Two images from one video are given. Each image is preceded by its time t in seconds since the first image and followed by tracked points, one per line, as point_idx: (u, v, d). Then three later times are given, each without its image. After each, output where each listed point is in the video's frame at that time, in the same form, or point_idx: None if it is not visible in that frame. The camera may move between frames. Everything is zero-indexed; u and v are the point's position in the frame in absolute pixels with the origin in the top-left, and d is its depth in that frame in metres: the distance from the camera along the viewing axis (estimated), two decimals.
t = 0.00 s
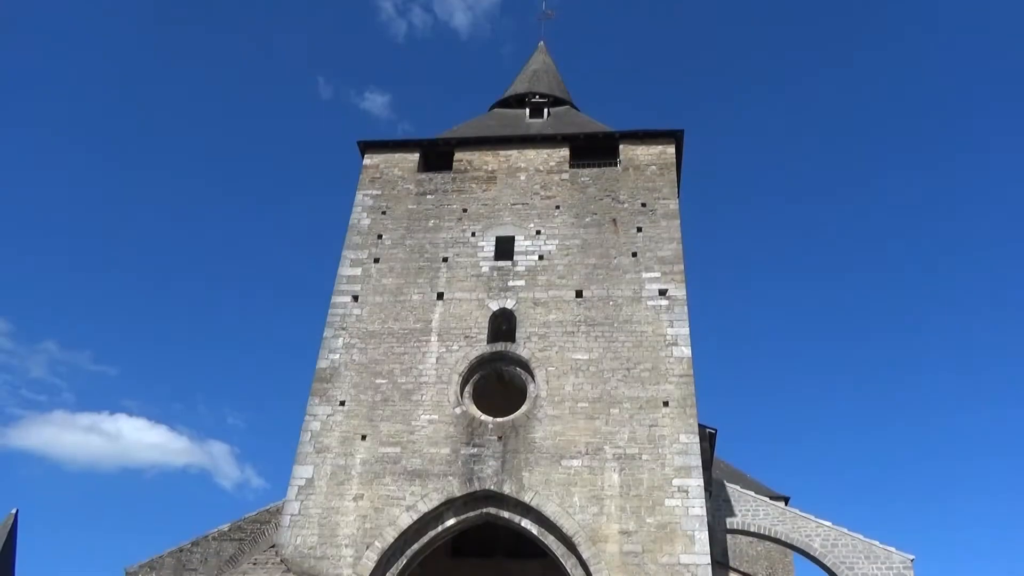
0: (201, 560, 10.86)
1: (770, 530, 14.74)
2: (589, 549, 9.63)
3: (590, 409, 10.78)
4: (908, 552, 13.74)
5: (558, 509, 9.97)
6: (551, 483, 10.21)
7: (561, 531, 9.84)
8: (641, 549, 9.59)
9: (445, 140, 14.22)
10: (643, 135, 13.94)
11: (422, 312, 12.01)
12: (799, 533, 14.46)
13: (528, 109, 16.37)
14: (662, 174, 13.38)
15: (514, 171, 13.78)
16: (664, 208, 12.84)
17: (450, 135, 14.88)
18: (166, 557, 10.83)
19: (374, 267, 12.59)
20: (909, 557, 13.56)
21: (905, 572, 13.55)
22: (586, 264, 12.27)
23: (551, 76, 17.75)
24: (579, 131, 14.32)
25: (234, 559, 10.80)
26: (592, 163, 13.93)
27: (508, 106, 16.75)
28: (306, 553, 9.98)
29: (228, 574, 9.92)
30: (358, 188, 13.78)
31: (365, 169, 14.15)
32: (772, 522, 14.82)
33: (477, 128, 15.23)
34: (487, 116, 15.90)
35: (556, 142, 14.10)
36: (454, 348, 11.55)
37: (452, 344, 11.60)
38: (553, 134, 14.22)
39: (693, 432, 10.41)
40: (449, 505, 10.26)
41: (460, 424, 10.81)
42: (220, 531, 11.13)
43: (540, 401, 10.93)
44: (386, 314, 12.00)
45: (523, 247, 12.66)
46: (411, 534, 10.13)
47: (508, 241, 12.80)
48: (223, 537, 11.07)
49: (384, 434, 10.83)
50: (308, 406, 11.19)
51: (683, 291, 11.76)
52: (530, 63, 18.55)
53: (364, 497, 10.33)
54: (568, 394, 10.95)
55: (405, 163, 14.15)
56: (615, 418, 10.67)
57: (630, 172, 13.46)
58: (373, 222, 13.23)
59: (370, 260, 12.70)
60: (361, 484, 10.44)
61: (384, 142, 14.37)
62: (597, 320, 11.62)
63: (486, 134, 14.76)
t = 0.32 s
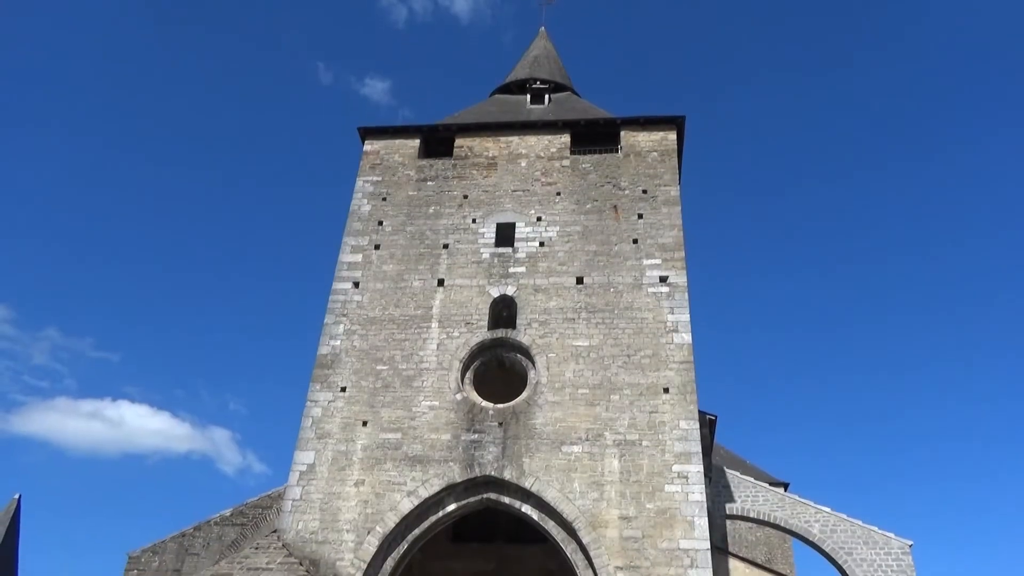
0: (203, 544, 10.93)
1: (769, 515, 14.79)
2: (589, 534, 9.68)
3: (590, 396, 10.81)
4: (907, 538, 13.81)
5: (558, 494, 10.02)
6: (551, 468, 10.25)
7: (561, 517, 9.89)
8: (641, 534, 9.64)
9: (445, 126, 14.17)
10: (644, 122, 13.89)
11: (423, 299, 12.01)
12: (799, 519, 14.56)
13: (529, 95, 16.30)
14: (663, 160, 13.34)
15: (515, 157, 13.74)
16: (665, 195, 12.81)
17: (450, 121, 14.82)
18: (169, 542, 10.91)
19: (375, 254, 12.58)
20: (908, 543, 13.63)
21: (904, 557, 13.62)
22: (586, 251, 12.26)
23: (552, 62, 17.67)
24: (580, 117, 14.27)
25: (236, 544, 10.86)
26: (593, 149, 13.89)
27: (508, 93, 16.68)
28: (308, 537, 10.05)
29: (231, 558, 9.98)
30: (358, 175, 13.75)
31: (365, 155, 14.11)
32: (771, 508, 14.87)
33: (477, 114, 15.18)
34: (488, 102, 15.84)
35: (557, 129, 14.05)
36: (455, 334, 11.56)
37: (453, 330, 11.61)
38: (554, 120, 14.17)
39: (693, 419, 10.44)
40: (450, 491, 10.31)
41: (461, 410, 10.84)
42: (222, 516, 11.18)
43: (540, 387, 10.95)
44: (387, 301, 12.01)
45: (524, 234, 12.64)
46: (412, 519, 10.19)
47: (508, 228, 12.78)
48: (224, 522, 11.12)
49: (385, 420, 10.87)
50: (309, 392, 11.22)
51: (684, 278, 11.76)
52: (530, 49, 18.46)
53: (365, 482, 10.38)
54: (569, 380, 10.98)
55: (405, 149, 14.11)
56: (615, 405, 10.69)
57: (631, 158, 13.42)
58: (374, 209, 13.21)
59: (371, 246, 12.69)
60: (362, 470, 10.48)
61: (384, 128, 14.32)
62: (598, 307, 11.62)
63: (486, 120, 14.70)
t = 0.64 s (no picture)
0: (209, 517, 11.04)
1: (769, 488, 14.95)
2: (591, 507, 9.77)
3: (593, 370, 10.85)
4: (907, 510, 13.92)
5: (561, 467, 10.09)
6: (554, 442, 10.32)
7: (564, 489, 9.98)
8: (643, 506, 9.73)
9: (446, 100, 14.08)
10: (647, 95, 13.79)
11: (426, 274, 12.01)
12: (799, 491, 14.68)
13: (531, 69, 16.16)
14: (667, 134, 13.26)
15: (517, 131, 13.66)
16: (668, 169, 12.75)
17: (452, 95, 14.72)
18: (176, 515, 11.04)
19: (377, 229, 12.57)
20: (908, 515, 13.71)
21: (903, 529, 13.74)
22: (589, 226, 12.23)
23: (555, 35, 17.50)
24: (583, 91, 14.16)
25: (241, 517, 10.97)
26: (596, 123, 13.80)
27: (511, 66, 16.55)
28: (313, 510, 10.15)
29: (237, 530, 10.23)
30: (359, 150, 13.69)
31: (366, 130, 14.04)
32: (772, 481, 15.02)
33: (479, 88, 15.07)
34: (490, 76, 15.72)
35: (559, 103, 13.95)
36: (458, 309, 11.58)
37: (456, 305, 11.63)
38: (557, 94, 14.07)
39: (696, 392, 10.48)
40: (453, 464, 10.39)
41: (464, 384, 10.90)
42: (228, 490, 11.28)
43: (543, 361, 10.99)
44: (390, 276, 12.01)
45: (527, 209, 12.61)
46: (416, 491, 10.29)
47: (511, 203, 12.75)
48: (230, 495, 11.22)
49: (388, 394, 10.93)
50: (313, 367, 11.26)
51: (687, 253, 11.74)
52: (532, 22, 18.28)
53: (369, 456, 10.46)
54: (571, 354, 11.01)
55: (407, 124, 14.03)
56: (618, 379, 10.73)
57: (634, 132, 13.34)
58: (375, 183, 13.17)
59: (373, 221, 12.67)
60: (366, 443, 10.56)
61: (385, 102, 14.24)
62: (601, 282, 11.62)
63: (489, 93, 14.60)
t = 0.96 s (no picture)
0: (215, 488, 11.16)
1: (770, 460, 15.05)
2: (593, 478, 9.85)
3: (595, 343, 10.86)
4: (906, 481, 14.00)
5: (563, 439, 10.15)
6: (556, 414, 10.37)
7: (566, 461, 10.05)
8: (644, 478, 9.81)
9: (448, 72, 13.95)
10: (650, 66, 13.64)
11: (428, 247, 11.99)
12: (799, 463, 14.79)
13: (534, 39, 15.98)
14: (670, 106, 13.15)
15: (519, 103, 13.55)
16: (672, 141, 12.65)
17: (453, 66, 14.58)
18: (182, 486, 11.18)
19: (379, 201, 12.53)
20: (907, 486, 13.80)
21: (903, 500, 13.83)
22: (592, 198, 12.18)
23: (557, 5, 17.27)
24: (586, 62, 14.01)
25: (247, 488, 11.08)
26: (598, 95, 13.68)
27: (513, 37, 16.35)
28: (317, 481, 10.24)
29: (243, 501, 10.34)
30: (361, 122, 13.60)
31: (367, 102, 13.94)
32: (772, 453, 15.12)
33: (481, 59, 14.92)
34: (492, 47, 15.55)
35: (562, 74, 13.82)
36: (461, 282, 11.57)
37: (458, 278, 11.62)
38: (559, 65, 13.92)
39: (697, 365, 10.50)
40: (456, 436, 10.45)
41: (467, 357, 10.93)
42: (233, 461, 11.37)
43: (545, 334, 11.01)
44: (392, 249, 11.99)
45: (529, 181, 12.55)
46: (419, 463, 10.36)
47: (513, 175, 12.69)
48: (235, 467, 11.31)
49: (391, 366, 10.97)
50: (316, 340, 11.29)
51: (690, 226, 11.68)
52: None
53: (372, 428, 10.53)
54: (574, 327, 11.02)
55: (408, 96, 13.91)
56: (619, 351, 10.75)
57: (637, 104, 13.23)
58: (377, 156, 13.10)
59: (375, 194, 12.63)
60: (369, 415, 10.63)
61: (386, 74, 14.11)
62: (603, 255, 11.60)
63: (490, 64, 14.45)
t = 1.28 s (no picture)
0: (219, 457, 11.25)
1: (770, 428, 15.16)
2: (594, 446, 9.92)
3: (596, 312, 10.88)
4: (906, 450, 14.09)
5: (565, 408, 10.21)
6: (557, 383, 10.42)
7: (567, 429, 10.12)
8: (644, 446, 9.88)
9: (448, 40, 13.80)
10: (653, 33, 13.49)
11: (429, 217, 11.96)
12: (799, 431, 14.90)
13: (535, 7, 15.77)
14: (672, 74, 13.02)
15: (521, 71, 13.42)
16: (674, 110, 12.55)
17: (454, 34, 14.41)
18: (186, 455, 11.29)
19: (379, 171, 12.47)
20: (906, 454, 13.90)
21: (901, 468, 13.93)
22: (594, 167, 12.11)
23: None
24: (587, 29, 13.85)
25: (251, 457, 11.17)
26: (600, 63, 13.54)
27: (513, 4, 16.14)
28: (321, 450, 10.33)
29: (247, 469, 10.45)
30: (361, 91, 13.49)
31: (367, 71, 13.81)
32: (773, 422, 15.22)
33: (481, 27, 14.74)
34: (492, 15, 15.36)
35: (564, 42, 13.66)
36: (462, 252, 11.56)
37: (460, 248, 11.61)
38: (561, 32, 13.76)
39: (698, 334, 10.52)
40: (458, 405, 10.52)
41: (468, 327, 10.96)
42: (237, 431, 11.45)
43: (547, 304, 11.02)
44: (393, 219, 11.97)
45: (531, 150, 12.48)
46: (421, 432, 10.44)
47: (514, 144, 12.61)
48: (239, 436, 11.39)
49: (393, 336, 11.00)
50: (318, 310, 11.31)
51: (691, 195, 11.64)
52: None
53: (374, 397, 10.59)
54: (575, 297, 11.03)
55: (408, 64, 13.78)
56: (621, 321, 10.77)
57: (639, 72, 13.10)
58: (377, 125, 13.01)
59: (375, 164, 12.56)
60: (371, 384, 10.68)
61: (386, 42, 13.96)
62: (605, 224, 11.57)
63: (491, 32, 14.29)
